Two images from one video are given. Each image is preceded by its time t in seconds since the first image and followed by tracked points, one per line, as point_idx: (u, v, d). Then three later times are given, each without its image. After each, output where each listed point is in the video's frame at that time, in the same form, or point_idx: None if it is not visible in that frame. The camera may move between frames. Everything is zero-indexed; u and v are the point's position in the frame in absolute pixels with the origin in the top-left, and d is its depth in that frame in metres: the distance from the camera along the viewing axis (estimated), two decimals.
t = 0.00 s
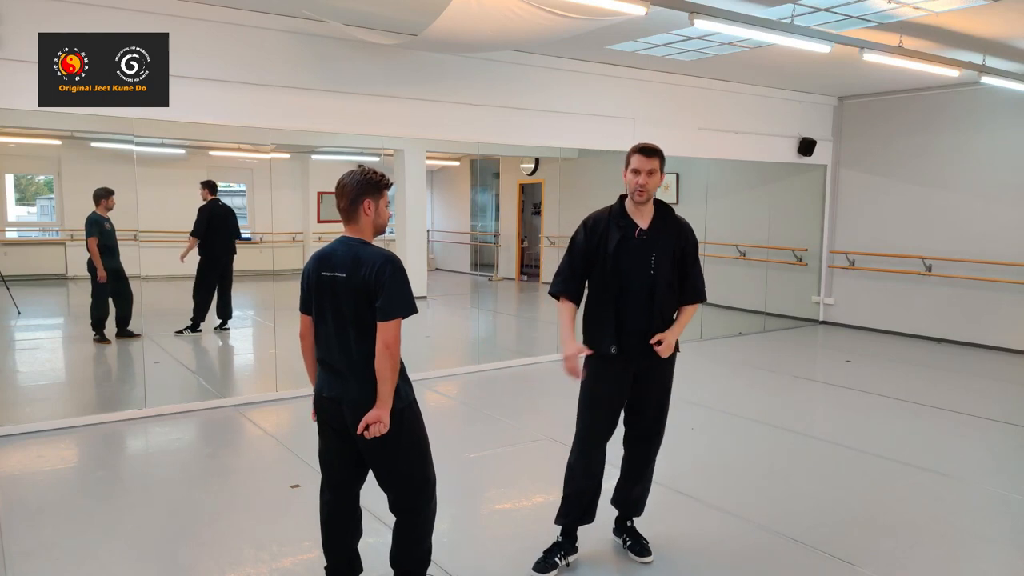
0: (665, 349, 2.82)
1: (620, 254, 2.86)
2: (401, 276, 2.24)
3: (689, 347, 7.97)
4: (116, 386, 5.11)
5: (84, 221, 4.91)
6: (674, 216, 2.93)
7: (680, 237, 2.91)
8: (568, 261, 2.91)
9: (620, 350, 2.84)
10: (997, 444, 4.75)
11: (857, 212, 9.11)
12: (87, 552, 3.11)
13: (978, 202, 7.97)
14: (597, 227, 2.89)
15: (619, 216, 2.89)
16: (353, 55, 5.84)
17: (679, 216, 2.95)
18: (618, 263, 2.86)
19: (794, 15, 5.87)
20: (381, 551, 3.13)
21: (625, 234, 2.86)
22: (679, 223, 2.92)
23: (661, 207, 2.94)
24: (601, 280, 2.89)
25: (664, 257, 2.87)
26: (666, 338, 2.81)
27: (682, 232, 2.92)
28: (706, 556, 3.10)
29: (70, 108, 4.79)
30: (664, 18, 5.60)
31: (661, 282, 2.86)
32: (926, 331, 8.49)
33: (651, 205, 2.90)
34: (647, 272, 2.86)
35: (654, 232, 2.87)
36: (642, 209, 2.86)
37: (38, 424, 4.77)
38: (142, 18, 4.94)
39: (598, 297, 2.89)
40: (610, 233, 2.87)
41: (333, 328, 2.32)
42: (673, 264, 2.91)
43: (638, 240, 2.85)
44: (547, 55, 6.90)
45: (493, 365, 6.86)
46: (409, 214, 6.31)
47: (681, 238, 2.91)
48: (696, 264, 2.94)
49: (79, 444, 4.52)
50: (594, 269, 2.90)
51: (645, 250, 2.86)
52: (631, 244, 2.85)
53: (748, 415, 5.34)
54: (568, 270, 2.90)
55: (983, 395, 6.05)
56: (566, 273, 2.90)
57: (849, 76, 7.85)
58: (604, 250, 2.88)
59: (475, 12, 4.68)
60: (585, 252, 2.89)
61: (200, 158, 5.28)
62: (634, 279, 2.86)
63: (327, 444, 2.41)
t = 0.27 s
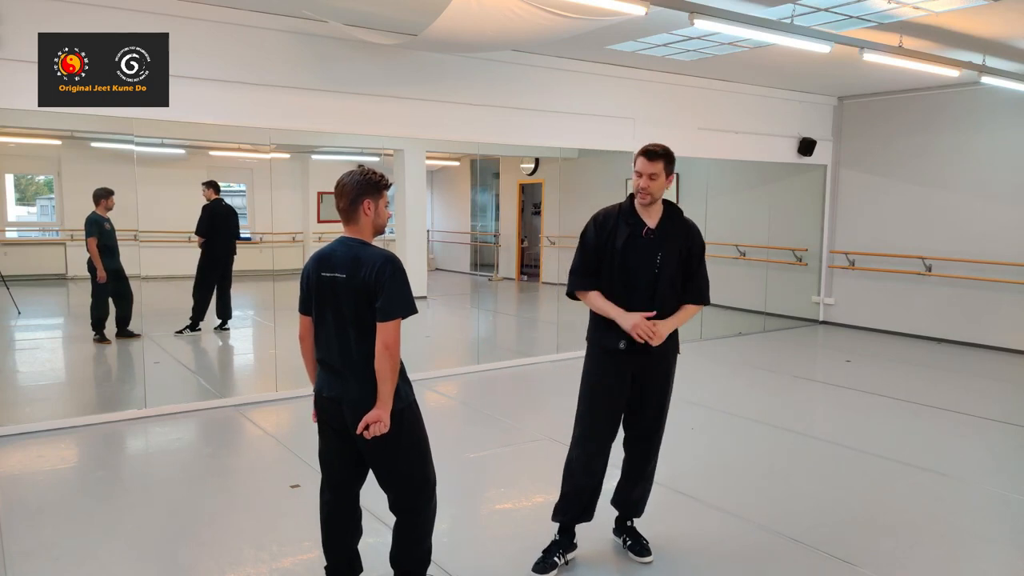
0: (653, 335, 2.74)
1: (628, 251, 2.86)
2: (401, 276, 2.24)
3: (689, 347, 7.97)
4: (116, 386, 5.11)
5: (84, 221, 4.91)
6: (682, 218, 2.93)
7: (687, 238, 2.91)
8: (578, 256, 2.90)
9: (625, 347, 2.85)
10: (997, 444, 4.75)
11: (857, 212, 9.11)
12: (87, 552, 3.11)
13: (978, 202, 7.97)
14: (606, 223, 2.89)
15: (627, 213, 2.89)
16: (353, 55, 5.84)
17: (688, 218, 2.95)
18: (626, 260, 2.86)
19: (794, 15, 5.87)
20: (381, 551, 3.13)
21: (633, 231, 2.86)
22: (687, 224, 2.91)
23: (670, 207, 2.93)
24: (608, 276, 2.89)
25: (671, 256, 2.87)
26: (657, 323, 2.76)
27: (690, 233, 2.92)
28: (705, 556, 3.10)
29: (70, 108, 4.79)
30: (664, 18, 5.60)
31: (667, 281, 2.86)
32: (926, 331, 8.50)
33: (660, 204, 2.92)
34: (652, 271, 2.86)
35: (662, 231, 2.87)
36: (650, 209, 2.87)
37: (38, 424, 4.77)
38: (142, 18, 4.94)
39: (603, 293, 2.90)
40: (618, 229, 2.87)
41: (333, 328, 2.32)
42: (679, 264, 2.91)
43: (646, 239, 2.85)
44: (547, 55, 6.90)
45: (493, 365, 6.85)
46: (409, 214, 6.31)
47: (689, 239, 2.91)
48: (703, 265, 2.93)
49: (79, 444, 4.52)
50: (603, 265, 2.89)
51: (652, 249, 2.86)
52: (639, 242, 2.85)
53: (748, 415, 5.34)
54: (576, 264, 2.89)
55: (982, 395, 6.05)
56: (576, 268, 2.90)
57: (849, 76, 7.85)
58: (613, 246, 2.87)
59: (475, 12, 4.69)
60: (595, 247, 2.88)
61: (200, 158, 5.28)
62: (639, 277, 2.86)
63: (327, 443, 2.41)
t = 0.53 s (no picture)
0: (658, 337, 2.77)
1: (632, 249, 2.86)
2: (402, 276, 2.24)
3: (688, 347, 7.97)
4: (116, 386, 5.11)
5: (84, 221, 4.91)
6: (690, 222, 2.93)
7: (693, 240, 2.91)
8: (583, 251, 2.92)
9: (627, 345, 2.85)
10: (997, 444, 4.75)
11: (857, 212, 9.11)
12: (87, 552, 3.11)
13: (978, 202, 7.97)
14: (612, 220, 2.91)
15: (634, 212, 2.90)
16: (352, 55, 5.84)
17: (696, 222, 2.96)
18: (630, 258, 2.86)
19: (794, 15, 5.87)
20: (381, 551, 3.13)
21: (639, 230, 2.87)
22: (694, 228, 2.92)
23: (679, 210, 2.93)
24: (612, 273, 2.90)
25: (676, 257, 2.87)
26: (660, 326, 2.78)
27: (697, 237, 2.92)
28: (705, 556, 3.10)
29: (70, 108, 4.79)
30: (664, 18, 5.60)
31: (670, 281, 2.85)
32: (926, 330, 8.49)
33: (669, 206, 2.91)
34: (656, 271, 2.86)
35: (668, 232, 2.87)
36: (657, 210, 2.87)
37: (38, 424, 4.77)
38: (143, 18, 4.94)
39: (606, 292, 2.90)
40: (624, 226, 2.89)
41: (333, 329, 2.32)
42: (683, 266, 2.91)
43: (651, 238, 2.86)
44: (547, 55, 6.90)
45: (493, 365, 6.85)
46: (409, 214, 6.32)
47: (695, 241, 2.91)
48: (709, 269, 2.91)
49: (79, 444, 4.52)
50: (607, 262, 2.91)
51: (657, 249, 2.86)
52: (644, 241, 2.85)
53: (748, 415, 5.34)
54: (581, 259, 2.91)
55: (982, 395, 6.05)
56: (579, 263, 2.91)
57: (849, 76, 7.85)
58: (617, 243, 2.88)
59: (475, 12, 4.68)
60: (599, 244, 2.90)
61: (200, 158, 5.28)
62: (643, 276, 2.85)
63: (328, 443, 2.41)
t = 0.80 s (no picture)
0: (647, 335, 2.74)
1: (628, 246, 2.87)
2: (403, 277, 2.24)
3: (688, 347, 7.97)
4: (116, 386, 5.11)
5: (84, 221, 4.91)
6: (688, 221, 2.93)
7: (690, 240, 2.90)
8: (579, 249, 2.96)
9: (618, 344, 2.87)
10: (997, 444, 4.75)
11: (857, 212, 9.11)
12: (87, 551, 3.11)
13: (978, 202, 7.97)
14: (609, 219, 2.94)
15: (631, 211, 2.92)
16: (352, 55, 5.84)
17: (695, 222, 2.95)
18: (625, 256, 2.88)
19: (794, 15, 5.87)
20: (381, 551, 3.13)
21: (635, 227, 2.88)
22: (692, 227, 2.91)
23: (677, 209, 2.93)
24: (607, 271, 2.91)
25: (672, 256, 2.87)
26: (650, 323, 2.74)
27: (694, 236, 2.91)
28: (704, 556, 3.11)
29: (70, 108, 4.79)
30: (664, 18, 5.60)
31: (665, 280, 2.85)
32: (926, 330, 8.49)
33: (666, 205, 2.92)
34: (651, 270, 2.85)
35: (664, 230, 2.88)
36: (654, 209, 2.88)
37: (38, 424, 4.77)
38: (143, 18, 4.94)
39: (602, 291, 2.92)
40: (621, 224, 2.91)
41: (334, 329, 2.32)
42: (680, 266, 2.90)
43: (646, 236, 2.87)
44: (547, 55, 6.90)
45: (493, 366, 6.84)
46: (409, 213, 6.32)
47: (692, 241, 2.90)
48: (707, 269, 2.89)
49: (79, 444, 4.52)
50: (603, 260, 2.93)
51: (653, 247, 2.86)
52: (640, 239, 2.87)
53: (747, 415, 5.34)
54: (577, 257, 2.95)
55: (982, 395, 6.05)
56: (576, 261, 2.95)
57: (849, 76, 7.85)
58: (613, 241, 2.90)
59: (475, 12, 4.68)
60: (595, 243, 2.94)
61: (200, 158, 5.28)
62: (638, 274, 2.86)
63: (328, 444, 2.41)
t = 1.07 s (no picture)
0: (626, 333, 2.79)
1: (609, 246, 2.93)
2: (404, 278, 2.24)
3: (688, 347, 7.97)
4: (116, 387, 5.11)
5: (84, 221, 4.91)
6: (673, 220, 2.93)
7: (673, 237, 2.90)
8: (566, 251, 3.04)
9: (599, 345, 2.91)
10: (997, 444, 4.75)
11: (857, 212, 9.11)
12: (88, 551, 3.11)
13: (978, 202, 7.97)
14: (592, 220, 2.99)
15: (614, 212, 2.97)
16: (352, 55, 5.84)
17: (680, 221, 2.94)
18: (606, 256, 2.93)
19: (794, 15, 5.87)
20: (381, 551, 3.13)
21: (616, 227, 2.93)
22: (675, 225, 2.91)
23: (661, 208, 2.95)
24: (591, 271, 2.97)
25: (654, 255, 2.88)
26: (628, 322, 2.79)
27: (678, 234, 2.90)
28: (704, 556, 3.11)
29: (70, 108, 4.79)
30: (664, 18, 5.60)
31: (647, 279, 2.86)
32: (926, 330, 8.49)
33: (648, 203, 2.93)
34: (633, 270, 2.88)
35: (645, 229, 2.90)
36: (635, 208, 2.91)
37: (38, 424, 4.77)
38: (143, 17, 4.94)
39: (587, 292, 2.98)
40: (603, 225, 2.96)
41: (335, 329, 2.32)
42: (663, 263, 2.90)
43: (626, 235, 2.90)
44: (547, 55, 6.90)
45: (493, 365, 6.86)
46: (409, 214, 6.33)
47: (675, 238, 2.90)
48: (690, 267, 2.88)
49: (79, 444, 4.52)
50: (587, 261, 2.99)
51: (634, 246, 2.89)
52: (620, 239, 2.91)
53: (747, 415, 5.34)
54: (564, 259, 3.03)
55: (982, 395, 6.05)
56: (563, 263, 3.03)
57: (849, 76, 7.85)
58: (595, 242, 2.96)
59: (475, 12, 4.68)
60: (580, 244, 3.00)
61: (200, 158, 5.28)
62: (620, 273, 2.89)
63: (327, 444, 2.41)
